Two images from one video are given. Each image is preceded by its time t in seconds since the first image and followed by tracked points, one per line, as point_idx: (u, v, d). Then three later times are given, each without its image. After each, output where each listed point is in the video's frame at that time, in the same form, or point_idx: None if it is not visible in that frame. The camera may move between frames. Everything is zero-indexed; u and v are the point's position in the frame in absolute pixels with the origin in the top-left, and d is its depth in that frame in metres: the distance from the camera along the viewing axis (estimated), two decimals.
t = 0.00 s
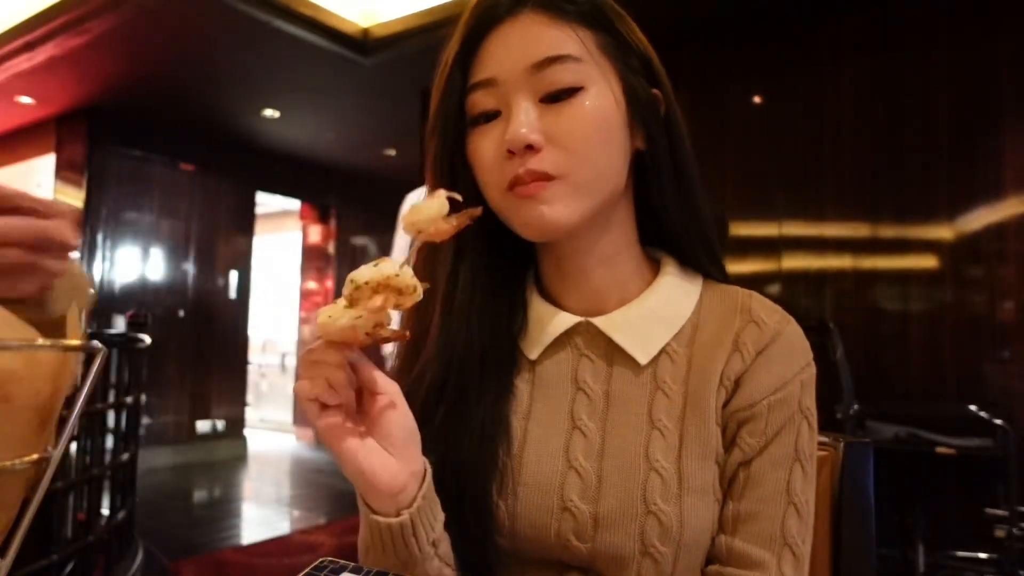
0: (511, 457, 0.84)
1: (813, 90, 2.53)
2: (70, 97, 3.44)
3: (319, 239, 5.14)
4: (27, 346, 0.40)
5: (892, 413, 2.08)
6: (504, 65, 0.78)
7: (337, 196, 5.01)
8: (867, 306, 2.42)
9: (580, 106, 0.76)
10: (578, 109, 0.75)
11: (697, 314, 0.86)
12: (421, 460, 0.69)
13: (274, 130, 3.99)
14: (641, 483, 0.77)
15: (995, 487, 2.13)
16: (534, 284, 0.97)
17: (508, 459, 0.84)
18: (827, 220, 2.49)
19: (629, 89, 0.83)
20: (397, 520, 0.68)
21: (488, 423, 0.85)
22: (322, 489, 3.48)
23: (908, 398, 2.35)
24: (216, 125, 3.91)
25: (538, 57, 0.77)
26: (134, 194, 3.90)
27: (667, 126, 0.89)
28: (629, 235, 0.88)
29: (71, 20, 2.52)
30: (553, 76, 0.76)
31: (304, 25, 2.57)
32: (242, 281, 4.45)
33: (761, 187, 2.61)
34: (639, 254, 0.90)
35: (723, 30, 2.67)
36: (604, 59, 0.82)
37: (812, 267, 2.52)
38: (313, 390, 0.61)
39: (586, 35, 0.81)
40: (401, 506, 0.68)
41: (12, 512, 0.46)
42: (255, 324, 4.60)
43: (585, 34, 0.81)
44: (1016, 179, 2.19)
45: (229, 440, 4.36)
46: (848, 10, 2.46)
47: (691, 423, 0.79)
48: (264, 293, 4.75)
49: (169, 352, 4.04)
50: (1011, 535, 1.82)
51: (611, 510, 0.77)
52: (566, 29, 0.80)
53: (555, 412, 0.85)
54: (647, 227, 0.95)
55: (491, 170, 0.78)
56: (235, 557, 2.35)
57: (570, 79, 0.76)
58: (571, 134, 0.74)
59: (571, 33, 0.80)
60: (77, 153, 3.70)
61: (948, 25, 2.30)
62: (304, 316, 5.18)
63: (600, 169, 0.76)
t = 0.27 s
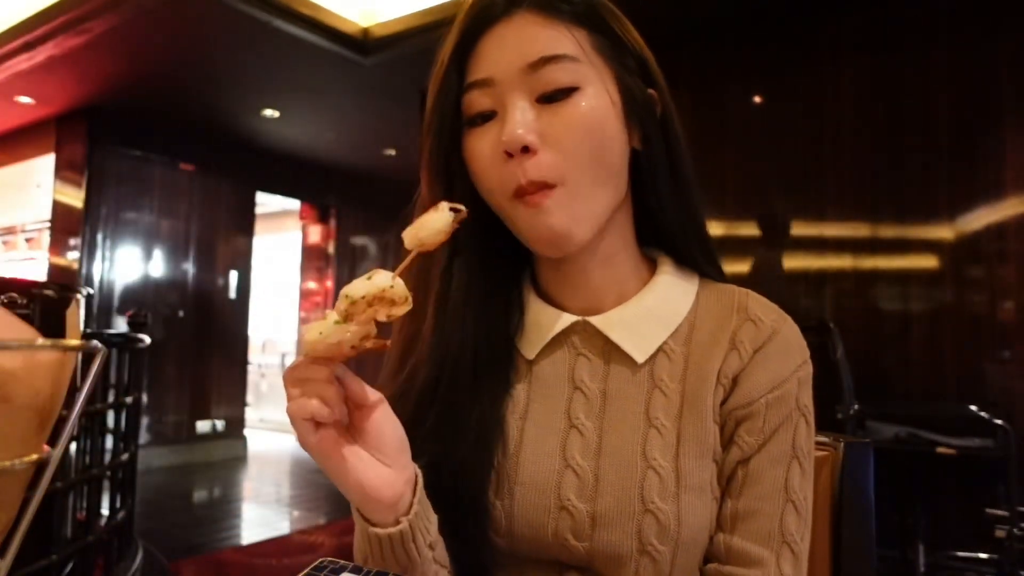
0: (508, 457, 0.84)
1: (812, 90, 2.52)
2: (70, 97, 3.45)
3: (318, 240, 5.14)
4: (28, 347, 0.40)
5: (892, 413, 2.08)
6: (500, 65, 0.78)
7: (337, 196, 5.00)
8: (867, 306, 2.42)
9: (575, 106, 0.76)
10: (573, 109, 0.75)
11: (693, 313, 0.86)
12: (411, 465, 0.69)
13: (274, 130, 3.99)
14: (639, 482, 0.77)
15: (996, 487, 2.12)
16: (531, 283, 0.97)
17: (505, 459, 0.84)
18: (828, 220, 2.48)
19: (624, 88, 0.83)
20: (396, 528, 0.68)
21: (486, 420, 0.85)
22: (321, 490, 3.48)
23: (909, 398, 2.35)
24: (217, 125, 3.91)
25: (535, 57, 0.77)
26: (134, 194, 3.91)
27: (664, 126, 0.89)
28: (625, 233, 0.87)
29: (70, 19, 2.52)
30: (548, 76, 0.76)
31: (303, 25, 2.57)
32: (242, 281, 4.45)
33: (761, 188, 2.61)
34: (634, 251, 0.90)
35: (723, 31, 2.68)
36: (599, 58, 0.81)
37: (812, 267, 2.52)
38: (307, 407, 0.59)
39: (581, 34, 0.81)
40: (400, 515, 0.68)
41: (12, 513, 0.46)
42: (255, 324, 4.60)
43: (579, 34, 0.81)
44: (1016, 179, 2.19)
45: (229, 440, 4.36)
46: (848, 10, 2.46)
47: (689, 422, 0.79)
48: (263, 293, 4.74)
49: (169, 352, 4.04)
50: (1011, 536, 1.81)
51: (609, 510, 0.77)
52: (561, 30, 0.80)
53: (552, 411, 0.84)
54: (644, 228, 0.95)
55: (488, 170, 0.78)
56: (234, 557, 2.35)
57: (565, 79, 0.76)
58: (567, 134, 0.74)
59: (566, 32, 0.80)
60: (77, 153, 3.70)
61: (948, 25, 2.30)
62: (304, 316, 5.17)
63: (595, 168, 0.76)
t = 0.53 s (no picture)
0: (506, 456, 0.84)
1: (811, 90, 2.53)
2: (70, 97, 3.45)
3: (318, 240, 5.15)
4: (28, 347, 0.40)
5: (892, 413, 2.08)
6: (497, 66, 0.78)
7: (337, 196, 5.00)
8: (867, 306, 2.42)
9: (573, 107, 0.76)
10: (570, 110, 0.75)
11: (691, 310, 0.86)
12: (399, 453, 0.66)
13: (274, 130, 3.99)
14: (636, 480, 0.77)
15: (996, 487, 2.12)
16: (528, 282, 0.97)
17: (503, 458, 0.84)
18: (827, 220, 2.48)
19: (621, 89, 0.83)
20: (401, 519, 0.65)
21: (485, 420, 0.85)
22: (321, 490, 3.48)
23: (908, 398, 2.35)
24: (216, 125, 3.91)
25: (534, 57, 0.77)
26: (134, 194, 3.91)
27: (662, 126, 0.89)
28: (623, 232, 0.87)
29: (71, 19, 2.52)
30: (545, 77, 0.76)
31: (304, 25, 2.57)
32: (242, 281, 4.45)
33: (760, 188, 2.61)
34: (633, 251, 0.90)
35: (722, 32, 2.68)
36: (596, 58, 0.81)
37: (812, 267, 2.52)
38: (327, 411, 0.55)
39: (578, 34, 0.81)
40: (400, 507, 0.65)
41: (11, 514, 0.46)
42: (255, 324, 4.60)
43: (576, 34, 0.81)
44: (1016, 179, 2.19)
45: (229, 440, 4.36)
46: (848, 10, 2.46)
47: (686, 420, 0.79)
48: (263, 293, 4.75)
49: (169, 352, 4.04)
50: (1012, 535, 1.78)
51: (607, 509, 0.77)
52: (557, 30, 0.80)
53: (550, 409, 0.84)
54: (642, 227, 0.95)
55: (487, 171, 0.78)
56: (234, 557, 2.35)
57: (562, 80, 0.76)
58: (565, 134, 0.74)
59: (563, 33, 0.80)
60: (77, 153, 3.70)
61: (948, 25, 2.30)
62: (304, 316, 5.17)
63: (594, 169, 0.76)
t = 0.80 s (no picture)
0: (505, 454, 0.84)
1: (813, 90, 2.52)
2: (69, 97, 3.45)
3: (318, 239, 5.21)
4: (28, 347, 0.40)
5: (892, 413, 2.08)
6: (499, 63, 0.78)
7: (337, 196, 5.01)
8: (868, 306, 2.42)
9: (574, 103, 0.76)
10: (572, 106, 0.75)
11: (691, 308, 0.86)
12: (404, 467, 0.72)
13: (275, 130, 3.99)
14: (636, 478, 0.77)
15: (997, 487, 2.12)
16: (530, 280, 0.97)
17: (502, 456, 0.84)
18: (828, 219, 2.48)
19: (623, 86, 0.83)
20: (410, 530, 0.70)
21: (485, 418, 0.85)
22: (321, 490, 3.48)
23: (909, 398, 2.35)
24: (217, 125, 3.91)
25: (537, 54, 0.77)
26: (134, 194, 3.91)
27: (665, 125, 0.89)
28: (623, 231, 0.87)
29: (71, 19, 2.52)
30: (547, 74, 0.76)
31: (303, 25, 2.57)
32: (242, 281, 4.45)
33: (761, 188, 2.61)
34: (634, 250, 0.90)
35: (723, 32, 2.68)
36: (598, 55, 0.81)
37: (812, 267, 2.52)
38: (360, 414, 0.61)
39: (581, 32, 0.81)
40: (409, 514, 0.70)
41: (11, 515, 0.46)
42: (255, 324, 4.60)
43: (579, 32, 0.81)
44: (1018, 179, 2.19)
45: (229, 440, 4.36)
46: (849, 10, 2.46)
47: (686, 418, 0.79)
48: (264, 293, 4.75)
49: (169, 352, 4.04)
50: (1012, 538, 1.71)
51: (607, 506, 0.77)
52: (560, 28, 0.80)
53: (549, 406, 0.84)
54: (644, 226, 0.95)
55: (488, 167, 0.78)
56: (234, 557, 2.35)
57: (562, 77, 0.76)
58: (565, 130, 0.74)
59: (566, 31, 0.80)
60: (77, 153, 3.70)
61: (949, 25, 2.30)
62: (305, 315, 5.18)
63: (594, 165, 0.76)
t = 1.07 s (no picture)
0: (509, 456, 0.84)
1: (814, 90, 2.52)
2: (69, 97, 3.45)
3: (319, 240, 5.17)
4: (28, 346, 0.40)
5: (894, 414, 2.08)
6: (493, 64, 0.79)
7: (337, 196, 5.01)
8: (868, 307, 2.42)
9: (567, 99, 0.75)
10: (563, 102, 0.75)
11: (694, 310, 0.86)
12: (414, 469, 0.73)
13: (275, 131, 3.99)
14: (640, 480, 0.77)
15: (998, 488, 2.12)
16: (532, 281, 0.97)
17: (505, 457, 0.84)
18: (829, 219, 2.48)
19: (622, 85, 0.83)
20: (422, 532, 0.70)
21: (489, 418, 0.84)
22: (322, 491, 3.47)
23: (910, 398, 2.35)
24: (216, 125, 3.91)
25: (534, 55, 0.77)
26: (134, 194, 3.91)
27: (665, 125, 0.89)
28: (624, 230, 0.87)
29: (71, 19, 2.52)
30: (539, 72, 0.76)
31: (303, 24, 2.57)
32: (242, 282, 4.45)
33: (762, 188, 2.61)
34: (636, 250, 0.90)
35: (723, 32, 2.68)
36: (594, 54, 0.81)
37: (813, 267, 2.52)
38: (375, 421, 0.60)
39: (579, 32, 0.81)
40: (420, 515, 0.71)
41: (11, 515, 0.46)
42: (255, 325, 4.60)
43: (576, 32, 0.81)
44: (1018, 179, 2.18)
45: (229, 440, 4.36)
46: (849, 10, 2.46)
47: (690, 419, 0.79)
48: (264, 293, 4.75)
49: (169, 353, 4.04)
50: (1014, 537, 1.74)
51: (611, 508, 0.77)
52: (555, 28, 0.80)
53: (553, 408, 0.84)
54: (645, 227, 0.95)
55: (483, 167, 0.78)
56: (234, 558, 2.34)
57: (554, 74, 0.76)
58: (556, 126, 0.74)
59: (563, 32, 0.80)
60: (77, 153, 3.69)
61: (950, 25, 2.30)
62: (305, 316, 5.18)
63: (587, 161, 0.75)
